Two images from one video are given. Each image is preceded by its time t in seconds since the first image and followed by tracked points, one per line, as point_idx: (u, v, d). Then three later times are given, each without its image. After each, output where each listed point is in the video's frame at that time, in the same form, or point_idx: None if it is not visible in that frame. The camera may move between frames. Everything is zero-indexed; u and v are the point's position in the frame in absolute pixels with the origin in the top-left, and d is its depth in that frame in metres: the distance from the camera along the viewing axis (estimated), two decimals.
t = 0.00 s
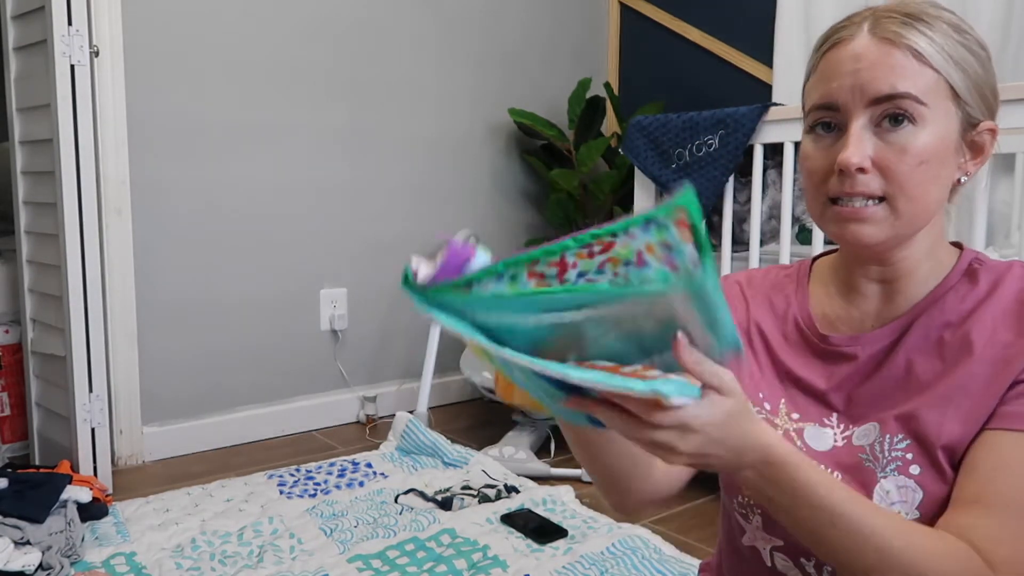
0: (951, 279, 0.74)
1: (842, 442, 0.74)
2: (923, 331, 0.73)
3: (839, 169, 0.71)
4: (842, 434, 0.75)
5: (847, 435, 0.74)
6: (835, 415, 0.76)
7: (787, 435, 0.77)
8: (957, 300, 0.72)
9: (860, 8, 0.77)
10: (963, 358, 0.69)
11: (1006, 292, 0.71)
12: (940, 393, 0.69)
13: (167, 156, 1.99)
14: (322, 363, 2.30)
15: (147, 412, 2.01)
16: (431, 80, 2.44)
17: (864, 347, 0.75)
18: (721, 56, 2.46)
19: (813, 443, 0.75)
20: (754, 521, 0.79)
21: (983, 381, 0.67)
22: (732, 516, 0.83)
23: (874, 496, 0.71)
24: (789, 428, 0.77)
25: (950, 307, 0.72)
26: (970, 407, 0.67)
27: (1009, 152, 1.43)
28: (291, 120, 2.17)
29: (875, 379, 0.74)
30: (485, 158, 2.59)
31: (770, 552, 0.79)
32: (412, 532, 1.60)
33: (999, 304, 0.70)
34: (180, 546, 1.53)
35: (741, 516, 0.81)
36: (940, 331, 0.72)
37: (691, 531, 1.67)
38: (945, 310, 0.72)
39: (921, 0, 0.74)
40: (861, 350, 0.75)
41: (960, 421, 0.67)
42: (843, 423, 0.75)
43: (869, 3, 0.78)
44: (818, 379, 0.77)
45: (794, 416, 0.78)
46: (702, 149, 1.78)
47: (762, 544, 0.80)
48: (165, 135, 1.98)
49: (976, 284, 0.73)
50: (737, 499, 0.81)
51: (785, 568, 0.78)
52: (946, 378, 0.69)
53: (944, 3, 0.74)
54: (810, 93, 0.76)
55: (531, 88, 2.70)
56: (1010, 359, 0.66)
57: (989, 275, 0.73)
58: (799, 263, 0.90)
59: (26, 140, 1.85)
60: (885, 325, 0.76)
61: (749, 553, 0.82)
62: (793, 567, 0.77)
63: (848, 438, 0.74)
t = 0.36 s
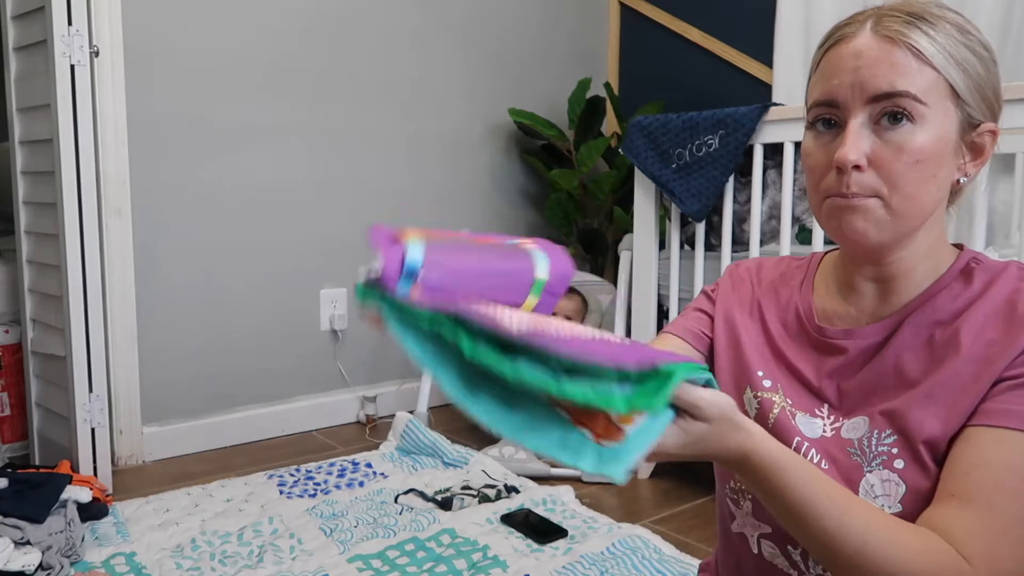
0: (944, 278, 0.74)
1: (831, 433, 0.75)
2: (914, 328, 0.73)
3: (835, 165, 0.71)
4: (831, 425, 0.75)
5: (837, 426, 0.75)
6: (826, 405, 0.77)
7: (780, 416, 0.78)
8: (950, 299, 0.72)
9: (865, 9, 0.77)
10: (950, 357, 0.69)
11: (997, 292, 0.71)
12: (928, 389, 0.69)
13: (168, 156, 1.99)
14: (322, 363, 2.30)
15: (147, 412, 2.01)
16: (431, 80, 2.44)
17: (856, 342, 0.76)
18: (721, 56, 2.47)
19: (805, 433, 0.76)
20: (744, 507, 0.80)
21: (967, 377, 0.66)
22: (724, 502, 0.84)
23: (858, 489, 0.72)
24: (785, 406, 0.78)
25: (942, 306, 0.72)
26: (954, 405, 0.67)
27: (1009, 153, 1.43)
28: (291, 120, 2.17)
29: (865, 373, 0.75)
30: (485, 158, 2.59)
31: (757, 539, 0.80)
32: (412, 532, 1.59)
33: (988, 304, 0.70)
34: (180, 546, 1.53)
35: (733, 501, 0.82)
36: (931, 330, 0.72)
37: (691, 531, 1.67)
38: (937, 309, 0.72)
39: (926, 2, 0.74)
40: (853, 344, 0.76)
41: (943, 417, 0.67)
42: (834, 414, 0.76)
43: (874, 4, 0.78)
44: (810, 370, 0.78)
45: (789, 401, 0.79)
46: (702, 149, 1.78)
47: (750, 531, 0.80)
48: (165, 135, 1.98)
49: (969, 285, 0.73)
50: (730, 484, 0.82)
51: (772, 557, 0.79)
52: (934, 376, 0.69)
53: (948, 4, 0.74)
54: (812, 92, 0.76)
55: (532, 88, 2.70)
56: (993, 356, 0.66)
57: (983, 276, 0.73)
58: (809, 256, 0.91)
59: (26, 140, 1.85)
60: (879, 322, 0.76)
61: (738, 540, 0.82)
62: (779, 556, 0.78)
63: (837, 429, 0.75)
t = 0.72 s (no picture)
0: (941, 267, 0.74)
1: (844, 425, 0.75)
2: (920, 315, 0.73)
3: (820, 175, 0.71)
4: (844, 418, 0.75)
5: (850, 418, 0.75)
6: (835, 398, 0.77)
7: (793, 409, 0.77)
8: (949, 286, 0.73)
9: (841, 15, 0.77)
10: (965, 348, 0.70)
11: (994, 276, 0.72)
12: (947, 379, 0.69)
13: (168, 155, 1.99)
14: (322, 363, 2.30)
15: (147, 412, 2.01)
16: (431, 80, 2.44)
17: (861, 334, 0.75)
18: (721, 56, 2.47)
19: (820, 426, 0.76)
20: (757, 505, 0.80)
21: (985, 361, 0.67)
22: (734, 502, 0.83)
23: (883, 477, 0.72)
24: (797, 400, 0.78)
25: (945, 292, 0.73)
26: (971, 389, 0.67)
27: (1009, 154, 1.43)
28: (291, 120, 2.17)
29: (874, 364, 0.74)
30: (485, 158, 2.59)
31: (771, 537, 0.80)
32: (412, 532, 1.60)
33: (988, 287, 0.71)
34: (180, 546, 1.53)
35: (744, 500, 0.81)
36: (936, 316, 0.72)
37: (691, 531, 1.67)
38: (940, 296, 0.73)
39: (901, 7, 0.74)
40: (857, 336, 0.75)
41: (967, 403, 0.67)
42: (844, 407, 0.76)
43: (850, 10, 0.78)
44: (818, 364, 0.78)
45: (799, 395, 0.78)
46: (702, 149, 1.78)
47: (763, 529, 0.80)
48: (165, 135, 1.98)
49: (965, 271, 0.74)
50: (740, 484, 0.82)
51: (789, 553, 0.79)
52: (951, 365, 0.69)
53: (924, 9, 0.75)
54: (793, 100, 0.76)
55: (531, 88, 2.70)
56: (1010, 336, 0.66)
57: (977, 262, 0.74)
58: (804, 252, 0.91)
59: (26, 140, 1.85)
60: (880, 313, 0.76)
61: (749, 539, 0.82)
62: (797, 551, 0.78)
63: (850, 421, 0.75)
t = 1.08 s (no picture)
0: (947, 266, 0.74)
1: (845, 420, 0.74)
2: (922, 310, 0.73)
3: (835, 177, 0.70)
4: (845, 412, 0.75)
5: (851, 414, 0.74)
6: (837, 393, 0.76)
7: (802, 399, 0.77)
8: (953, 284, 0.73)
9: (847, 20, 0.78)
10: (959, 348, 0.70)
11: (998, 278, 0.72)
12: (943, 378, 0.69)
13: (168, 155, 1.99)
14: (322, 363, 2.30)
15: (147, 412, 2.01)
16: (431, 80, 2.44)
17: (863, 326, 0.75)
18: (720, 56, 2.47)
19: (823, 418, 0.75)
20: (754, 494, 0.81)
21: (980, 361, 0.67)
22: (731, 490, 0.83)
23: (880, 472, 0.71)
24: (806, 389, 0.77)
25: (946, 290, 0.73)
26: (963, 385, 0.67)
27: (1008, 154, 1.43)
28: (291, 120, 2.17)
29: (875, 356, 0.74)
30: (485, 158, 2.59)
31: (766, 527, 0.80)
32: (412, 532, 1.60)
33: (992, 288, 0.71)
34: (181, 546, 1.53)
35: (742, 488, 0.82)
36: (938, 313, 0.72)
37: (691, 531, 1.67)
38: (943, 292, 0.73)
39: (908, 10, 0.75)
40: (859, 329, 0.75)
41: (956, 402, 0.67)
42: (845, 400, 0.75)
43: (855, 14, 0.78)
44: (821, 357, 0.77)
45: (805, 385, 0.77)
46: (702, 149, 1.79)
47: (759, 518, 0.81)
48: (165, 135, 1.98)
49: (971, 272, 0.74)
50: (738, 472, 0.82)
51: (782, 544, 0.79)
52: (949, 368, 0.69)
53: (930, 10, 0.75)
54: (803, 104, 0.74)
55: (531, 88, 2.70)
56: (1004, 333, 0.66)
57: (984, 264, 0.74)
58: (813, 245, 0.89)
59: (26, 140, 1.85)
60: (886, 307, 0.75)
61: (745, 528, 0.82)
62: (790, 542, 0.79)
63: (851, 416, 0.74)
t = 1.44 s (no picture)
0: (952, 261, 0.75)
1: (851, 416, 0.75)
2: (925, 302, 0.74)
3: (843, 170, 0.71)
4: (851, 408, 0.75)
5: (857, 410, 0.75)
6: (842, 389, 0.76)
7: (806, 399, 0.77)
8: (955, 276, 0.74)
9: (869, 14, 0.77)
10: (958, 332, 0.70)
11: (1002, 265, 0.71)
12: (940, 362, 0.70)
13: (168, 156, 1.99)
14: (322, 363, 2.30)
15: (147, 412, 2.01)
16: (432, 80, 2.44)
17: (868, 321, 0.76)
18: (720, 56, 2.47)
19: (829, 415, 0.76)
20: (763, 492, 0.81)
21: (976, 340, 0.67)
22: (741, 490, 0.84)
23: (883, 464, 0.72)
24: (810, 389, 0.77)
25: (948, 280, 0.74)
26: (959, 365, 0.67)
27: (1008, 154, 1.42)
28: (291, 120, 2.17)
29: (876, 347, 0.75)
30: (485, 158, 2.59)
31: (777, 524, 0.80)
32: (412, 532, 1.60)
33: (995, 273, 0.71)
34: (180, 546, 1.53)
35: (752, 487, 0.82)
36: (938, 304, 0.73)
37: (691, 531, 1.67)
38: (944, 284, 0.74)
39: (931, 5, 0.74)
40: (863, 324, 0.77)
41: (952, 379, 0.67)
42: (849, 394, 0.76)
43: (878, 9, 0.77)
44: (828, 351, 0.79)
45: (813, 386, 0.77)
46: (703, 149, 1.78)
47: (769, 516, 0.80)
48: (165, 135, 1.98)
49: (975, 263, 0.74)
50: (747, 472, 0.82)
51: (794, 542, 0.79)
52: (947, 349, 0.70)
53: (952, 8, 0.75)
54: (817, 96, 0.75)
55: (531, 88, 2.70)
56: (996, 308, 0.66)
57: (989, 255, 0.74)
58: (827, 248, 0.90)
59: (26, 140, 1.85)
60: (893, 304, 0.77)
61: (756, 527, 0.82)
62: (800, 540, 0.78)
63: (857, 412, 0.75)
